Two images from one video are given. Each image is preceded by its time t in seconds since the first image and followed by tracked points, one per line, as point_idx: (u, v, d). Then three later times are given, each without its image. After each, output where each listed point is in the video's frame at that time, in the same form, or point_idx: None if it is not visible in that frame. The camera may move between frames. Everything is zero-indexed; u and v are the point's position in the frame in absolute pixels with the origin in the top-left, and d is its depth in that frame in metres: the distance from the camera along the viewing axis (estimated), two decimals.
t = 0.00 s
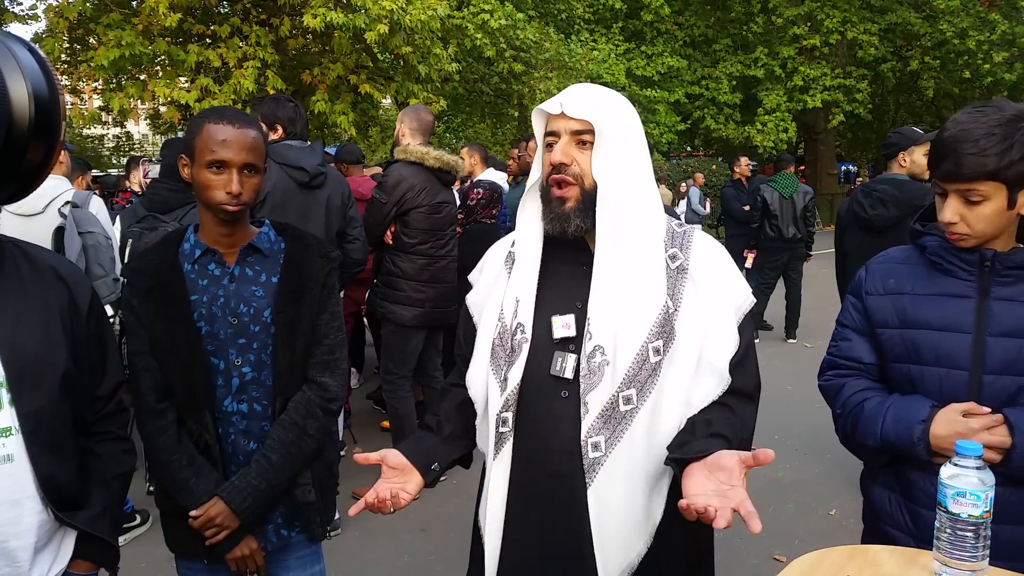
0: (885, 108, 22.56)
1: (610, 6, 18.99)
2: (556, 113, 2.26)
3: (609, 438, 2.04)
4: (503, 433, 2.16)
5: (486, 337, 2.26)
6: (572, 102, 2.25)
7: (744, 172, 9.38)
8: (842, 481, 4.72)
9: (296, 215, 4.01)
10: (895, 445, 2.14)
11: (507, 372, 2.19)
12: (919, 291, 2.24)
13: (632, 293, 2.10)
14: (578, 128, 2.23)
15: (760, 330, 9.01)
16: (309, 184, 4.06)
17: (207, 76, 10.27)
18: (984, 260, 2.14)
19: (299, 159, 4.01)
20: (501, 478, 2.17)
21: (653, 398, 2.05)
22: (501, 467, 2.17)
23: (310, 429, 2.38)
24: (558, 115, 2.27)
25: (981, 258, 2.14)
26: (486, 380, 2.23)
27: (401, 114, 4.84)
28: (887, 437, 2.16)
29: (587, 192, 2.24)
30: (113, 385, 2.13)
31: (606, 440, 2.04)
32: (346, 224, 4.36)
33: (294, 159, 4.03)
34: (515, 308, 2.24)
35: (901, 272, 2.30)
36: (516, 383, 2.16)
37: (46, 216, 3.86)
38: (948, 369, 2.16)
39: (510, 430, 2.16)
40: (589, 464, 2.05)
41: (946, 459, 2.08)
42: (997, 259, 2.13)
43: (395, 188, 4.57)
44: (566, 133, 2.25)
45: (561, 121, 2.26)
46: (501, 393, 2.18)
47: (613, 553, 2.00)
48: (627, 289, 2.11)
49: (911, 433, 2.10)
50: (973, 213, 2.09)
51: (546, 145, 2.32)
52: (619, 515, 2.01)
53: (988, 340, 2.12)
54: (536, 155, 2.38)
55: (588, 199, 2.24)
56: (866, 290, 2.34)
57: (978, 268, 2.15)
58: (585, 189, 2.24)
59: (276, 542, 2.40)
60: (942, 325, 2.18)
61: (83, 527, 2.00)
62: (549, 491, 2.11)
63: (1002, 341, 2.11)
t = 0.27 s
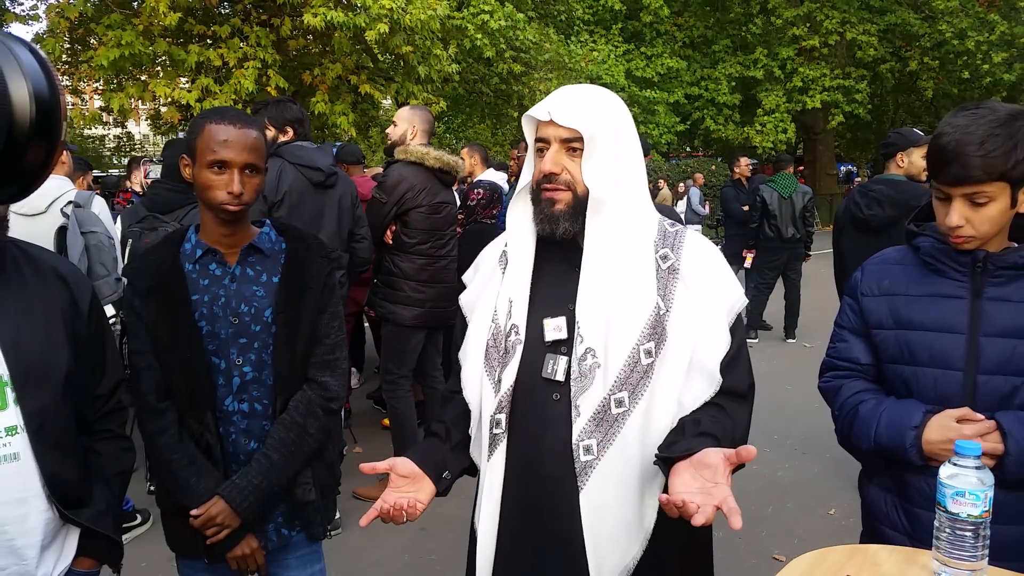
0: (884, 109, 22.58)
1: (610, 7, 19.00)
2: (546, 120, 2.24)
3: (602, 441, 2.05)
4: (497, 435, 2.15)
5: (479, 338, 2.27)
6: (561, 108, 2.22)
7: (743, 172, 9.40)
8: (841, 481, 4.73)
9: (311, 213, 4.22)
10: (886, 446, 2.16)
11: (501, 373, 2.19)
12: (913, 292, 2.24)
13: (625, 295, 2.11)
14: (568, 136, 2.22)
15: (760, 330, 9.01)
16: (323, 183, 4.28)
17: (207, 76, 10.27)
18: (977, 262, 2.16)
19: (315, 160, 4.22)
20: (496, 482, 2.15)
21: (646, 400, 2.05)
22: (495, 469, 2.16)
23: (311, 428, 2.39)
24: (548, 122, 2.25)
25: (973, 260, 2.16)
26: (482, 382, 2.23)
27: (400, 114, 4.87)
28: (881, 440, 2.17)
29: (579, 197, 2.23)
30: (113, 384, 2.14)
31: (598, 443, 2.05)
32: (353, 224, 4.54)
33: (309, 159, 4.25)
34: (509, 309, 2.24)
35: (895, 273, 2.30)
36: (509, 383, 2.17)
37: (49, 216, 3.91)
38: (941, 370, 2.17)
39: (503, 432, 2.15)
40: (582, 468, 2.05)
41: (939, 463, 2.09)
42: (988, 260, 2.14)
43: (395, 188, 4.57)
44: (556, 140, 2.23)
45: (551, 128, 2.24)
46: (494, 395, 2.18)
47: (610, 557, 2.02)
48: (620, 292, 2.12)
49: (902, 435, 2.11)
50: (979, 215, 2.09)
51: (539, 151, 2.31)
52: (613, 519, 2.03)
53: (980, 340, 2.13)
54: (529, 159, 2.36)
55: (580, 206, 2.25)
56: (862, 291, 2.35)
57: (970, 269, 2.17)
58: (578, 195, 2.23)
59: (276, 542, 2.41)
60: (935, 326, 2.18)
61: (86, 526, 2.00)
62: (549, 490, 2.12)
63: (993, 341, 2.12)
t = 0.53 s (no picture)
0: (885, 108, 22.56)
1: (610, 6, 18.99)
2: (544, 124, 2.21)
3: (606, 450, 2.05)
4: (500, 440, 2.15)
5: (480, 343, 2.26)
6: (560, 112, 2.19)
7: (743, 172, 9.39)
8: (842, 481, 4.72)
9: (321, 214, 4.28)
10: (886, 452, 2.15)
11: (503, 379, 2.19)
12: (909, 295, 2.24)
13: (627, 303, 2.10)
14: (566, 140, 2.20)
15: (760, 330, 9.01)
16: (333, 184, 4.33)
17: (207, 75, 10.26)
18: (974, 262, 2.15)
19: (325, 160, 4.26)
20: (498, 487, 2.15)
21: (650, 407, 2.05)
22: (499, 475, 2.15)
23: (310, 428, 2.39)
24: (546, 125, 2.22)
25: (971, 260, 2.15)
26: (484, 387, 2.23)
27: (399, 114, 4.88)
28: (880, 444, 2.16)
29: (576, 203, 2.22)
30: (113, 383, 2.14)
31: (603, 450, 2.05)
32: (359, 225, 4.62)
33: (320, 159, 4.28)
34: (510, 314, 2.24)
35: (892, 274, 2.30)
36: (512, 390, 2.17)
37: (49, 215, 3.91)
38: (940, 372, 2.16)
39: (506, 437, 2.15)
40: (586, 476, 2.05)
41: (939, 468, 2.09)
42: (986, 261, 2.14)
43: (396, 187, 4.57)
44: (555, 144, 2.21)
45: (549, 131, 2.21)
46: (496, 401, 2.18)
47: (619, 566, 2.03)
48: (622, 300, 2.11)
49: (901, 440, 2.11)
50: (971, 211, 2.10)
51: (536, 153, 2.29)
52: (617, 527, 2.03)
53: (979, 342, 2.13)
54: (527, 160, 2.35)
55: (578, 212, 2.23)
56: (857, 294, 2.34)
57: (967, 270, 2.16)
58: (575, 200, 2.22)
59: (276, 542, 2.41)
60: (933, 328, 2.18)
61: (88, 525, 2.00)
62: (549, 490, 2.11)
63: (992, 342, 2.12)
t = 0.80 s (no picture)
0: (885, 108, 22.56)
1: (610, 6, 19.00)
2: (546, 126, 2.23)
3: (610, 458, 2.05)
4: (500, 442, 2.15)
5: (480, 343, 2.23)
6: (563, 115, 2.20)
7: (743, 172, 9.40)
8: (843, 481, 4.72)
9: (328, 217, 4.28)
10: (884, 448, 2.15)
11: (505, 383, 2.19)
12: (907, 296, 2.24)
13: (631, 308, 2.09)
14: (566, 144, 2.20)
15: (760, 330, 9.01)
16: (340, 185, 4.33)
17: (207, 74, 10.25)
18: (972, 262, 2.15)
19: (332, 161, 4.25)
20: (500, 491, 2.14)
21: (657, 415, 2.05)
22: (499, 476, 2.15)
23: (310, 428, 2.39)
24: (547, 128, 2.23)
25: (969, 260, 2.15)
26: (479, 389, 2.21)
27: (399, 113, 4.89)
28: (879, 442, 2.16)
29: (573, 210, 2.23)
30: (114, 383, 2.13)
31: (607, 458, 2.05)
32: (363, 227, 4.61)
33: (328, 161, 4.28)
34: (511, 316, 2.24)
35: (889, 275, 2.30)
36: (514, 391, 2.17)
37: (51, 215, 3.90)
38: (939, 371, 2.16)
39: (506, 440, 2.15)
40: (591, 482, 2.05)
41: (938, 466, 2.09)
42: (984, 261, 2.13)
43: (397, 187, 4.56)
44: (554, 147, 2.21)
45: (550, 134, 2.22)
46: (497, 404, 2.17)
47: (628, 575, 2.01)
48: (625, 306, 2.10)
49: (901, 439, 2.11)
50: (963, 211, 2.10)
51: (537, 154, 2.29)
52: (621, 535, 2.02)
53: (978, 341, 2.13)
54: (529, 162, 2.36)
55: (576, 218, 2.23)
56: (855, 295, 2.34)
57: (966, 270, 2.16)
58: (571, 208, 2.22)
59: (276, 542, 2.41)
60: (932, 328, 2.17)
61: (90, 524, 2.00)
62: (549, 491, 2.11)
63: (992, 342, 2.12)
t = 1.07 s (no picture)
0: (885, 108, 22.58)
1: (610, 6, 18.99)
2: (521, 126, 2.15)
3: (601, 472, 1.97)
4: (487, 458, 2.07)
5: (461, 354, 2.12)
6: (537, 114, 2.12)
7: (742, 172, 9.40)
8: (843, 481, 4.72)
9: (328, 216, 4.26)
10: (886, 450, 2.15)
11: (489, 396, 2.09)
12: (907, 296, 2.24)
13: (615, 315, 2.02)
14: (543, 143, 2.12)
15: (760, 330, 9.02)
16: (338, 184, 4.30)
17: (207, 74, 10.24)
18: (970, 262, 2.15)
19: (330, 160, 4.24)
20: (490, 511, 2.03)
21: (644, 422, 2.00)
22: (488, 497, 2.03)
23: (310, 428, 2.39)
24: (523, 128, 2.16)
25: (966, 260, 2.15)
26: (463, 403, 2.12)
27: (398, 113, 4.90)
28: (880, 443, 2.16)
29: (551, 212, 2.15)
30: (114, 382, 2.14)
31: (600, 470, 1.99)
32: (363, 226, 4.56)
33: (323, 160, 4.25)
34: (493, 325, 2.14)
35: (888, 276, 2.30)
36: (498, 405, 2.08)
37: (52, 215, 3.91)
38: (940, 372, 2.16)
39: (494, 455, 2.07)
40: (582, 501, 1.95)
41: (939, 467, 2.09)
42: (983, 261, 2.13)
43: (397, 187, 4.56)
44: (531, 146, 2.14)
45: (527, 133, 2.14)
46: (482, 418, 2.09)
47: None
48: (609, 312, 2.02)
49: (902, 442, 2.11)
50: (962, 210, 2.11)
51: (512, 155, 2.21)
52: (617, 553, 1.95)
53: (978, 342, 2.13)
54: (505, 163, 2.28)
55: (554, 219, 2.16)
56: (854, 296, 2.34)
57: (965, 270, 2.16)
58: (548, 209, 2.15)
59: (276, 542, 2.41)
60: (932, 329, 2.18)
61: (91, 523, 2.00)
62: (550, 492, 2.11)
63: (991, 342, 2.12)
